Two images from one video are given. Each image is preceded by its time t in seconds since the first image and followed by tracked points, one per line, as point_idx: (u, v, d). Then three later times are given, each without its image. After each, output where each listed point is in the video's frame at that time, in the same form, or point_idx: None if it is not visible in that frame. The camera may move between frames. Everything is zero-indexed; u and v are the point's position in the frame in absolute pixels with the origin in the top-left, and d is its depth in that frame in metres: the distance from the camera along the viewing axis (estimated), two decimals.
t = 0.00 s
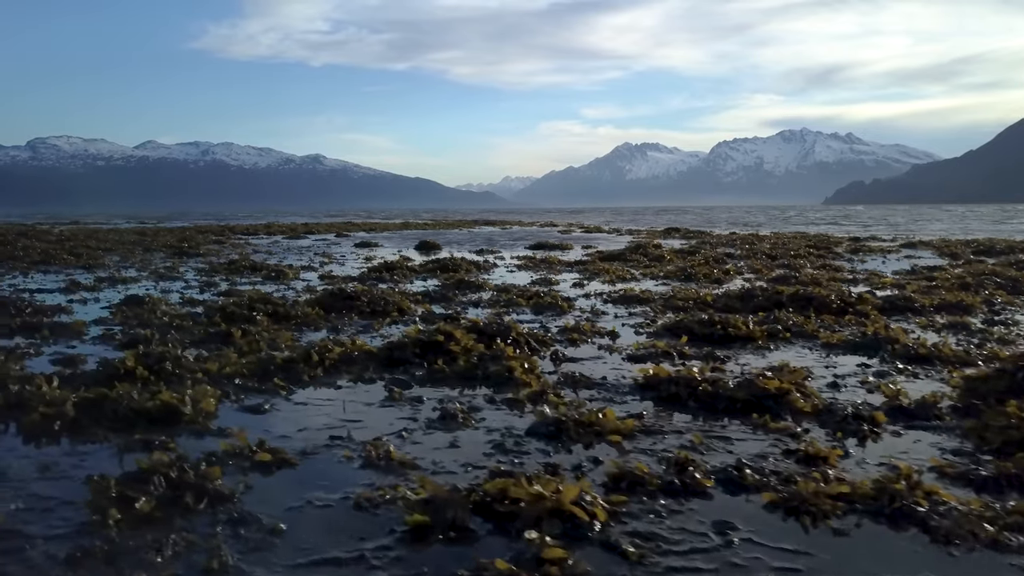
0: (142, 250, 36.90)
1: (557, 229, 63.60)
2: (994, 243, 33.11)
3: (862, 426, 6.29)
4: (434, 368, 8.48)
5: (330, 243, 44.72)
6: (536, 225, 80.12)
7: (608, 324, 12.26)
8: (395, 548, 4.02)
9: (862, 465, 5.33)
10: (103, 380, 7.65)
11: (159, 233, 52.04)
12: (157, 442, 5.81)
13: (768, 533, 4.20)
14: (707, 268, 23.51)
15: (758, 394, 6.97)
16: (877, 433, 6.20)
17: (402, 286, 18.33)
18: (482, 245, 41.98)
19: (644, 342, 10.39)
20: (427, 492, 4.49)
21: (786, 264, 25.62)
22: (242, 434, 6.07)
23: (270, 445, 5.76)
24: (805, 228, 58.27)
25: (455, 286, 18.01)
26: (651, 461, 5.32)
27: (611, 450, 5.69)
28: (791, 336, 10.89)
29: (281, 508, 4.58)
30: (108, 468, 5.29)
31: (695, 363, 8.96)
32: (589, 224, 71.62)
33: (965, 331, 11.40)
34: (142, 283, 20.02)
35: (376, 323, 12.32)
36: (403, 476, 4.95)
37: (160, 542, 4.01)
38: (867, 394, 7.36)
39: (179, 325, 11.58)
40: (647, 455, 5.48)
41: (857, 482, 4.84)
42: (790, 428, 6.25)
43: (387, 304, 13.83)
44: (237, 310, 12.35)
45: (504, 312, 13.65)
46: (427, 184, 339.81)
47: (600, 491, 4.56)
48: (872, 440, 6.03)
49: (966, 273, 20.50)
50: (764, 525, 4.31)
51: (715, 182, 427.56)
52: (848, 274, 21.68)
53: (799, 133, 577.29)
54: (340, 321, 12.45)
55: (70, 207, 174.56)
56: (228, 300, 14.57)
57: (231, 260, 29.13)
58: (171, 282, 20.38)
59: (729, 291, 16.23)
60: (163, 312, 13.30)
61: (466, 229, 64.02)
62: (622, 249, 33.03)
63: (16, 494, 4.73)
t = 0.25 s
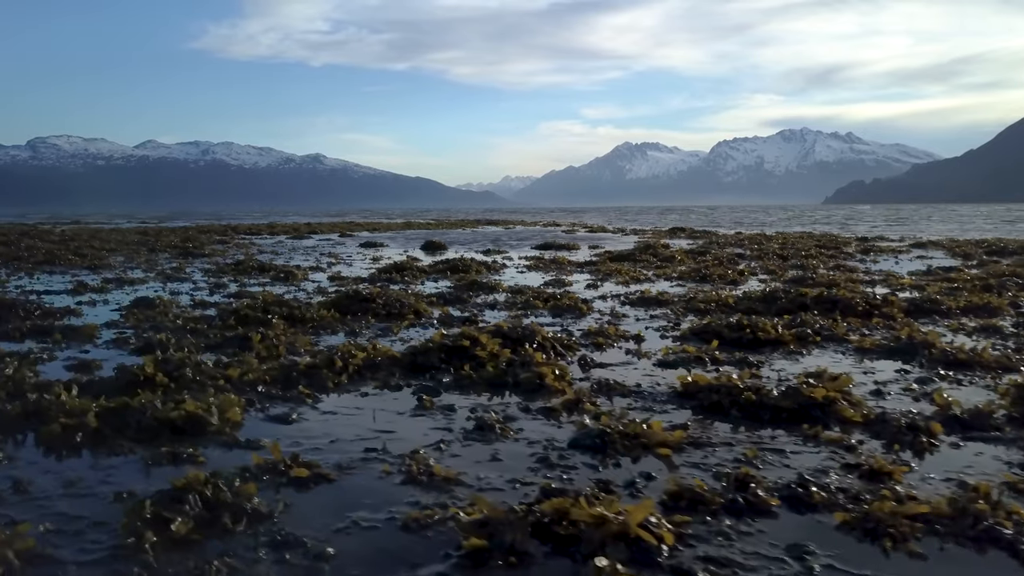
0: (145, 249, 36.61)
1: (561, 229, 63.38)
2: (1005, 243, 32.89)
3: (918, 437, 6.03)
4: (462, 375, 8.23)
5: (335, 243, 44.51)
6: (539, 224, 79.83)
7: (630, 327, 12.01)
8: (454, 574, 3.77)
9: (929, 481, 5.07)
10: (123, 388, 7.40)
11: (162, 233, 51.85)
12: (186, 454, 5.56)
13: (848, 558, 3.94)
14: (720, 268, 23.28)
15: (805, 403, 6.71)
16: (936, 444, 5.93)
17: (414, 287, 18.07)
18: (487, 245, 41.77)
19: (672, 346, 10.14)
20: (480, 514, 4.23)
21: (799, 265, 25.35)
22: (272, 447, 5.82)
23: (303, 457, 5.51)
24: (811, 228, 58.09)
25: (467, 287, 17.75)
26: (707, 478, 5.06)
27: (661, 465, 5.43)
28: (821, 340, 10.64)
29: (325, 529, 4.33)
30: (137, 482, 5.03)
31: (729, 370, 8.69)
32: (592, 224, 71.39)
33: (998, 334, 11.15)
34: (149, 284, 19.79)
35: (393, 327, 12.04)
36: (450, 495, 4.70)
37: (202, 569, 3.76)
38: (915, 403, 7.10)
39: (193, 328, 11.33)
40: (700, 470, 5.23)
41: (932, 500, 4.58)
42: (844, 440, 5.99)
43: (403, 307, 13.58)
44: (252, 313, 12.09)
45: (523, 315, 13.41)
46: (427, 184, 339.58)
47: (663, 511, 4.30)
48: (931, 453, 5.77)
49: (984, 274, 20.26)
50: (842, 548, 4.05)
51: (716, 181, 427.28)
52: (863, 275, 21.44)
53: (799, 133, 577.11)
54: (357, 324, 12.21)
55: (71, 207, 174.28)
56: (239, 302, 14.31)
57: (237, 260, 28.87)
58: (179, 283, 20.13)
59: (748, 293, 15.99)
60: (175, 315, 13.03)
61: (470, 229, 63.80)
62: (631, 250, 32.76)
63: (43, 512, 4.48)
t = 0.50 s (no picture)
0: (150, 249, 36.35)
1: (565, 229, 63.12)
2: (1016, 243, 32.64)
3: (983, 446, 5.76)
4: (493, 379, 7.96)
5: (339, 243, 44.29)
6: (543, 224, 79.53)
7: (656, 329, 11.75)
8: None
9: (1008, 493, 4.80)
10: (145, 394, 7.14)
11: (166, 233, 51.61)
12: (219, 465, 5.29)
13: None
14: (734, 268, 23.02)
15: (858, 409, 6.44)
16: (1003, 453, 5.66)
17: (427, 288, 17.80)
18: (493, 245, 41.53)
19: (703, 349, 9.88)
20: (546, 531, 3.96)
21: (812, 265, 25.09)
22: (308, 456, 5.55)
23: (343, 467, 5.23)
24: (817, 228, 57.89)
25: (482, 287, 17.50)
26: (774, 490, 4.79)
27: (721, 476, 5.16)
28: (855, 342, 10.37)
29: (378, 547, 4.05)
30: (171, 495, 4.77)
31: (768, 373, 8.42)
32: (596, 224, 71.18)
33: None
34: (158, 284, 19.54)
35: (413, 329, 11.77)
36: (506, 510, 4.43)
37: None
38: (971, 409, 6.82)
39: (209, 330, 11.09)
40: (764, 482, 4.96)
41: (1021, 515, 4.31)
42: (906, 448, 5.72)
43: (421, 308, 13.33)
44: (268, 315, 11.82)
45: (543, 316, 13.15)
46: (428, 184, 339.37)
47: (739, 528, 4.03)
48: (1000, 462, 5.50)
49: (1004, 274, 19.99)
50: (936, 570, 3.78)
51: (717, 181, 426.97)
52: (880, 275, 21.19)
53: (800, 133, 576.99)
54: (376, 326, 11.95)
55: (72, 207, 174.06)
56: (253, 303, 14.04)
57: (244, 260, 28.62)
58: (188, 283, 19.88)
59: (769, 294, 15.74)
60: (188, 317, 12.77)
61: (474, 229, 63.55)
62: (639, 250, 32.49)
63: (75, 528, 4.21)
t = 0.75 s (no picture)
0: (155, 249, 36.10)
1: (570, 228, 62.90)
2: None
3: None
4: (529, 381, 7.70)
5: (345, 242, 44.01)
6: (547, 224, 79.27)
7: (684, 329, 11.51)
8: None
9: None
10: (172, 399, 6.88)
11: (169, 233, 51.32)
12: (259, 472, 5.04)
13: None
14: (750, 267, 22.76)
15: (919, 414, 6.17)
16: None
17: (442, 288, 17.54)
18: (500, 244, 41.25)
19: (738, 350, 9.61)
20: (624, 548, 3.70)
21: (827, 265, 24.81)
22: (351, 465, 5.29)
23: (391, 476, 4.97)
24: (823, 228, 57.61)
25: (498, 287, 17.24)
26: (853, 502, 4.53)
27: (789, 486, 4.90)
28: (893, 343, 10.11)
29: (442, 564, 3.79)
30: (214, 506, 4.51)
31: (812, 376, 8.15)
32: (600, 224, 70.91)
33: None
34: (167, 284, 19.27)
35: (435, 329, 11.50)
36: (573, 525, 4.17)
37: None
38: None
39: (228, 331, 10.83)
40: (839, 493, 4.70)
41: None
42: (978, 455, 5.46)
43: (441, 308, 13.08)
44: (286, 315, 11.55)
45: (566, 316, 12.90)
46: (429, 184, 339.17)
47: (831, 542, 3.77)
48: None
49: None
50: None
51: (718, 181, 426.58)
52: (898, 275, 20.93)
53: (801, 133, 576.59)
54: (396, 326, 11.70)
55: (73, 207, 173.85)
56: (268, 303, 13.78)
57: (252, 260, 28.35)
58: (198, 283, 19.62)
59: (791, 293, 15.48)
60: (204, 318, 12.50)
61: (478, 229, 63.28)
62: (650, 249, 32.22)
63: (118, 543, 3.96)
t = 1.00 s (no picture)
0: (162, 250, 35.94)
1: (575, 229, 62.75)
2: None
3: None
4: (567, 389, 7.51)
5: (351, 243, 43.85)
6: (551, 224, 79.14)
7: (712, 333, 11.32)
8: None
9: None
10: (205, 409, 6.69)
11: (173, 233, 51.15)
12: (308, 488, 4.85)
13: None
14: (764, 269, 22.58)
15: (979, 425, 5.98)
16: None
17: (458, 290, 17.37)
18: (506, 245, 41.06)
19: (772, 356, 9.42)
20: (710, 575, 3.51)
21: (841, 266, 24.60)
22: (400, 480, 5.11)
23: (445, 493, 4.79)
24: (829, 228, 57.43)
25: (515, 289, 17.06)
26: (934, 521, 4.34)
27: (860, 503, 4.71)
28: (930, 348, 9.92)
29: None
30: (266, 527, 4.33)
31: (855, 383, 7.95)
32: (604, 224, 70.75)
33: None
34: (179, 286, 19.08)
35: (459, 334, 11.31)
36: (646, 548, 3.97)
37: None
38: None
39: (249, 336, 10.64)
40: (915, 511, 4.51)
41: None
42: None
43: (462, 311, 12.89)
44: (307, 319, 11.36)
45: (589, 319, 12.71)
46: (429, 184, 338.97)
47: (926, 568, 3.59)
48: None
49: None
50: None
51: (718, 181, 426.43)
52: (917, 276, 20.74)
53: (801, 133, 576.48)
54: (419, 331, 11.51)
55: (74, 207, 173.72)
56: (285, 307, 13.59)
57: (261, 261, 28.18)
58: (209, 285, 19.44)
59: (813, 296, 15.29)
60: (222, 322, 12.32)
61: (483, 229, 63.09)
62: (660, 250, 32.02)
63: (173, 567, 3.78)
